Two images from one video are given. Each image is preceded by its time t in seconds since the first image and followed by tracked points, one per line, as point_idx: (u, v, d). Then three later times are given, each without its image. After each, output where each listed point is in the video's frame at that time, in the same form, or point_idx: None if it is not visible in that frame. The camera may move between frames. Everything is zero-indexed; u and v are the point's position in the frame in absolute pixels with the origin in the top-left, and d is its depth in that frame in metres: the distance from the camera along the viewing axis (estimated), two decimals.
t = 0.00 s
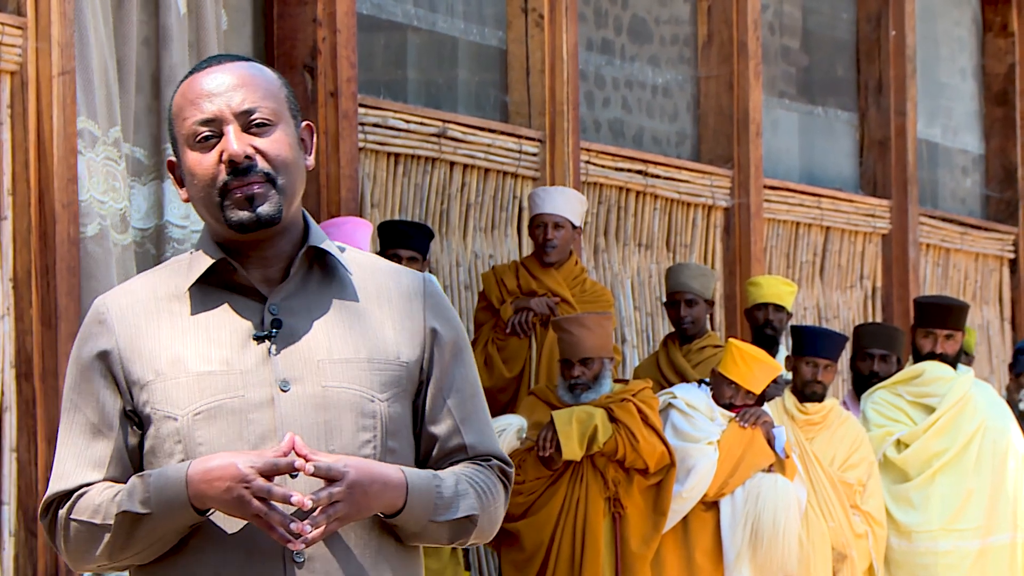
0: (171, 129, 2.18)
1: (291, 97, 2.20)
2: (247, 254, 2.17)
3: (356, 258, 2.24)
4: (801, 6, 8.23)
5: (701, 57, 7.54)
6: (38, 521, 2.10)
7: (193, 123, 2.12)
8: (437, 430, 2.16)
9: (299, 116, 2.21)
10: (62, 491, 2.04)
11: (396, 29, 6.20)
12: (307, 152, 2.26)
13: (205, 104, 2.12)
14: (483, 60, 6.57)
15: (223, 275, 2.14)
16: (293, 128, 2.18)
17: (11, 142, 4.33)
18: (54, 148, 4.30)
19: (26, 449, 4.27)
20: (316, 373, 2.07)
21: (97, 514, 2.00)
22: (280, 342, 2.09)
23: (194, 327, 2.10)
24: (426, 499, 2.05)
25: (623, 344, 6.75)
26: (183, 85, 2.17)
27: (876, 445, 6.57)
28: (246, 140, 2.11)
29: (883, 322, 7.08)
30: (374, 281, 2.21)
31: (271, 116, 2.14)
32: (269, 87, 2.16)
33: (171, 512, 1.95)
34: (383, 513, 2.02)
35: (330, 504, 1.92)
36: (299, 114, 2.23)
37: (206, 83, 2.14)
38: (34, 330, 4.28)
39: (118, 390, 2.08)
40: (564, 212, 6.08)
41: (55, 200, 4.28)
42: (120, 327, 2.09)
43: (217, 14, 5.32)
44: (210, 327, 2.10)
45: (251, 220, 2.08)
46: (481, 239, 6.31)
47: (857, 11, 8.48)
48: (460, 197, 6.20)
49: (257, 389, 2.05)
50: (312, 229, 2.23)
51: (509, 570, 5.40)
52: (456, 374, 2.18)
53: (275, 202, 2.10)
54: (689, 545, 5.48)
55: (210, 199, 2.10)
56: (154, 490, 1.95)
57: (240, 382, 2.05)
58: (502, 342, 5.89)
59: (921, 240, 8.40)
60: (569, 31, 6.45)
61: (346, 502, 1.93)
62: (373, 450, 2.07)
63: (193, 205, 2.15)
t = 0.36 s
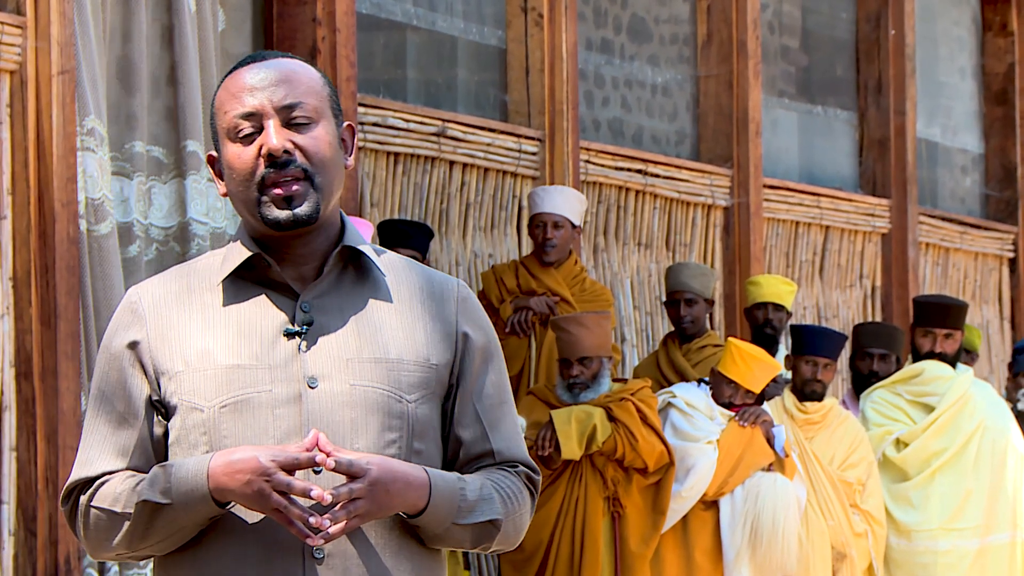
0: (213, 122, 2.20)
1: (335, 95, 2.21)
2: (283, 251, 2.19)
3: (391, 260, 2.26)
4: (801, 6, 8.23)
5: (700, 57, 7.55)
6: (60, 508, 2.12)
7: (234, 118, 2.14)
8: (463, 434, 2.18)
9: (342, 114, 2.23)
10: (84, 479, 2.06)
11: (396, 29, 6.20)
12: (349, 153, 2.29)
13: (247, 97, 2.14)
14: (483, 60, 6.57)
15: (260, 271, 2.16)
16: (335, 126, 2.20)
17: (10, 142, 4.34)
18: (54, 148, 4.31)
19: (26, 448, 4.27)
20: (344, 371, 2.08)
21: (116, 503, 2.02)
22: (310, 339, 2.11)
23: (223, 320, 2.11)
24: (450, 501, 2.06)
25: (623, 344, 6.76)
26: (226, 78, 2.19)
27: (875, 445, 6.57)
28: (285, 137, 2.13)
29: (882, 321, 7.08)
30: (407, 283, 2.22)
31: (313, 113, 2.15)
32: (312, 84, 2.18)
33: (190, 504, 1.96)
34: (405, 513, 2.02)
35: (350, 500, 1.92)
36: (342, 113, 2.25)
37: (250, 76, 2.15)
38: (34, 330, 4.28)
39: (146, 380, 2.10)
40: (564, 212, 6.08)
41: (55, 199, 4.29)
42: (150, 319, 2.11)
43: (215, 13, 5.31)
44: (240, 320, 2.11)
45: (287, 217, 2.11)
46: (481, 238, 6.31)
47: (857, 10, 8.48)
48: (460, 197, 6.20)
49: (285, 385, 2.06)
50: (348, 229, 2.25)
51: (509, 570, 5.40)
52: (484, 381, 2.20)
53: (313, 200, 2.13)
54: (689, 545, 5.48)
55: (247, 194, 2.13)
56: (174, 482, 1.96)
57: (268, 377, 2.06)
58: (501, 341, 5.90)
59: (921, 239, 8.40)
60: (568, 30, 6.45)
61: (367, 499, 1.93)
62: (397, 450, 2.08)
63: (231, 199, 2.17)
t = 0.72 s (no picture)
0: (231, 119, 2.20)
1: (352, 99, 2.21)
2: (298, 252, 2.19)
3: (406, 261, 2.26)
4: (800, 6, 8.23)
5: (699, 57, 7.55)
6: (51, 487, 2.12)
7: (249, 117, 2.14)
8: (474, 439, 2.19)
9: (359, 117, 2.22)
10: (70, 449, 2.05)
11: (395, 29, 6.20)
12: (366, 157, 2.32)
13: (263, 98, 2.14)
14: (482, 60, 6.57)
15: (275, 269, 2.16)
16: (351, 129, 2.19)
17: (9, 142, 4.34)
18: (53, 149, 4.30)
19: (25, 449, 4.26)
20: (356, 370, 2.08)
21: (86, 460, 2.02)
22: (322, 338, 2.10)
23: (234, 317, 2.11)
24: (460, 502, 2.06)
25: (622, 344, 6.75)
26: (245, 76, 2.18)
27: (874, 445, 6.56)
28: (299, 139, 2.13)
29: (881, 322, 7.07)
30: (421, 285, 2.22)
31: (328, 117, 2.15)
32: (329, 86, 2.17)
33: (150, 455, 1.95)
34: (416, 512, 2.02)
35: (361, 497, 1.91)
36: (360, 117, 2.24)
37: (267, 76, 2.15)
38: (32, 330, 4.27)
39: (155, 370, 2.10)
40: (562, 212, 6.07)
41: (53, 200, 4.28)
42: (161, 311, 2.11)
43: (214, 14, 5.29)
44: (252, 317, 2.11)
45: (297, 220, 2.10)
46: (480, 239, 6.30)
47: (856, 11, 8.48)
48: (458, 197, 6.19)
49: (298, 381, 2.06)
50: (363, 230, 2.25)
51: (508, 570, 5.38)
52: (496, 385, 2.20)
53: (322, 204, 2.12)
54: (688, 546, 5.47)
55: (259, 194, 2.13)
56: (137, 431, 1.97)
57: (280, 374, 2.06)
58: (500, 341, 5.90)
59: (920, 239, 8.39)
60: (567, 31, 6.45)
61: (377, 497, 1.92)
62: (407, 450, 2.08)
63: (245, 198, 2.17)
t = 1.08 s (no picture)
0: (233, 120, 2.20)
1: (354, 102, 2.21)
2: (300, 250, 2.20)
3: (406, 261, 2.27)
4: (799, 6, 8.23)
5: (699, 56, 7.55)
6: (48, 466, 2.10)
7: (251, 119, 2.14)
8: (474, 438, 2.20)
9: (361, 119, 2.23)
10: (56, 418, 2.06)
11: (394, 28, 6.20)
12: (366, 157, 2.33)
13: (265, 101, 2.14)
14: (482, 60, 6.57)
15: (276, 265, 2.17)
16: (352, 132, 2.20)
17: (9, 142, 4.35)
18: (53, 148, 4.31)
19: (24, 448, 4.27)
20: (358, 368, 2.08)
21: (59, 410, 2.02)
22: (325, 335, 2.11)
23: (237, 313, 2.12)
24: (463, 502, 2.07)
25: (621, 343, 6.76)
26: (247, 77, 2.18)
27: (874, 444, 6.56)
28: (299, 143, 2.13)
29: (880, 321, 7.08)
30: (422, 286, 2.23)
31: (329, 120, 2.15)
32: (331, 89, 2.17)
33: (105, 390, 1.94)
34: (418, 511, 2.03)
35: (365, 496, 1.91)
36: (362, 120, 2.24)
37: (269, 78, 2.15)
38: (32, 329, 4.28)
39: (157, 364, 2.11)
40: (561, 211, 6.07)
41: (53, 199, 4.28)
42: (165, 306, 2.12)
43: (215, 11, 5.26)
44: (255, 315, 2.11)
45: (298, 224, 2.11)
46: (479, 238, 6.31)
47: (855, 10, 8.49)
48: (458, 196, 6.19)
49: (300, 379, 2.06)
50: (364, 229, 2.25)
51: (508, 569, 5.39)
52: (496, 386, 2.21)
53: (323, 207, 2.13)
54: (687, 544, 5.47)
55: (260, 196, 2.13)
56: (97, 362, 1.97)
57: (283, 371, 2.06)
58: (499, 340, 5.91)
59: (919, 238, 8.39)
60: (567, 30, 6.45)
61: (381, 496, 1.91)
62: (409, 449, 2.09)
63: (246, 199, 2.17)
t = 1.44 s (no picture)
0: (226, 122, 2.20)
1: (348, 105, 2.21)
2: (295, 252, 2.20)
3: (399, 261, 2.27)
4: (798, 6, 8.23)
5: (699, 56, 7.55)
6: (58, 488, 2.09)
7: (245, 122, 2.14)
8: (469, 438, 2.20)
9: (355, 122, 2.23)
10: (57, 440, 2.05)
11: (393, 28, 6.20)
12: (360, 159, 2.31)
13: (260, 103, 2.14)
14: (481, 60, 6.57)
15: (270, 267, 2.16)
16: (347, 135, 2.20)
17: (7, 142, 4.34)
18: (52, 148, 4.30)
19: (23, 448, 4.27)
20: (355, 370, 2.08)
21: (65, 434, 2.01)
22: (321, 336, 2.11)
23: (232, 315, 2.11)
24: (462, 503, 2.07)
25: (620, 343, 6.76)
26: (240, 80, 2.18)
27: (872, 445, 6.56)
28: (294, 146, 2.13)
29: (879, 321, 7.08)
30: (416, 285, 2.23)
31: (325, 123, 2.15)
32: (326, 93, 2.17)
33: (114, 419, 1.93)
34: (418, 513, 2.03)
35: (367, 499, 1.91)
36: (355, 122, 2.24)
37: (264, 80, 2.15)
38: (31, 330, 4.27)
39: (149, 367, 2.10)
40: (559, 211, 6.07)
41: (52, 199, 4.28)
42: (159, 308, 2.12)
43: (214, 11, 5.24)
44: (251, 318, 2.11)
45: (292, 226, 2.10)
46: (478, 238, 6.30)
47: (854, 10, 8.49)
48: (457, 197, 6.19)
49: (297, 381, 2.05)
50: (357, 230, 2.25)
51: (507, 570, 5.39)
52: (491, 385, 2.22)
53: (317, 210, 2.13)
54: (685, 544, 5.47)
55: (254, 198, 2.13)
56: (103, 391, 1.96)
57: (279, 373, 2.06)
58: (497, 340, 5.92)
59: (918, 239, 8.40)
60: (566, 30, 6.45)
61: (382, 499, 1.92)
62: (406, 450, 2.09)
63: (239, 201, 2.17)
